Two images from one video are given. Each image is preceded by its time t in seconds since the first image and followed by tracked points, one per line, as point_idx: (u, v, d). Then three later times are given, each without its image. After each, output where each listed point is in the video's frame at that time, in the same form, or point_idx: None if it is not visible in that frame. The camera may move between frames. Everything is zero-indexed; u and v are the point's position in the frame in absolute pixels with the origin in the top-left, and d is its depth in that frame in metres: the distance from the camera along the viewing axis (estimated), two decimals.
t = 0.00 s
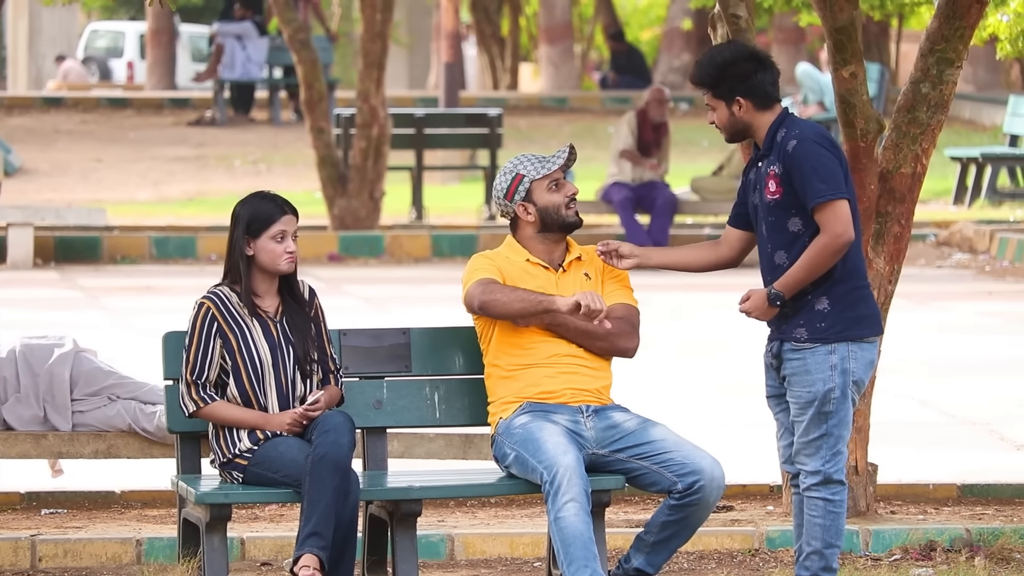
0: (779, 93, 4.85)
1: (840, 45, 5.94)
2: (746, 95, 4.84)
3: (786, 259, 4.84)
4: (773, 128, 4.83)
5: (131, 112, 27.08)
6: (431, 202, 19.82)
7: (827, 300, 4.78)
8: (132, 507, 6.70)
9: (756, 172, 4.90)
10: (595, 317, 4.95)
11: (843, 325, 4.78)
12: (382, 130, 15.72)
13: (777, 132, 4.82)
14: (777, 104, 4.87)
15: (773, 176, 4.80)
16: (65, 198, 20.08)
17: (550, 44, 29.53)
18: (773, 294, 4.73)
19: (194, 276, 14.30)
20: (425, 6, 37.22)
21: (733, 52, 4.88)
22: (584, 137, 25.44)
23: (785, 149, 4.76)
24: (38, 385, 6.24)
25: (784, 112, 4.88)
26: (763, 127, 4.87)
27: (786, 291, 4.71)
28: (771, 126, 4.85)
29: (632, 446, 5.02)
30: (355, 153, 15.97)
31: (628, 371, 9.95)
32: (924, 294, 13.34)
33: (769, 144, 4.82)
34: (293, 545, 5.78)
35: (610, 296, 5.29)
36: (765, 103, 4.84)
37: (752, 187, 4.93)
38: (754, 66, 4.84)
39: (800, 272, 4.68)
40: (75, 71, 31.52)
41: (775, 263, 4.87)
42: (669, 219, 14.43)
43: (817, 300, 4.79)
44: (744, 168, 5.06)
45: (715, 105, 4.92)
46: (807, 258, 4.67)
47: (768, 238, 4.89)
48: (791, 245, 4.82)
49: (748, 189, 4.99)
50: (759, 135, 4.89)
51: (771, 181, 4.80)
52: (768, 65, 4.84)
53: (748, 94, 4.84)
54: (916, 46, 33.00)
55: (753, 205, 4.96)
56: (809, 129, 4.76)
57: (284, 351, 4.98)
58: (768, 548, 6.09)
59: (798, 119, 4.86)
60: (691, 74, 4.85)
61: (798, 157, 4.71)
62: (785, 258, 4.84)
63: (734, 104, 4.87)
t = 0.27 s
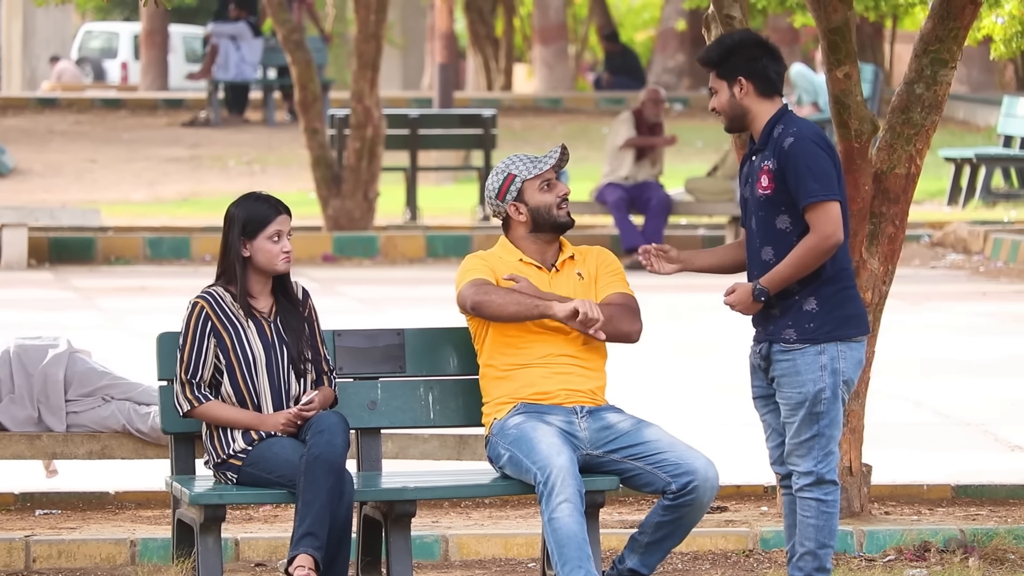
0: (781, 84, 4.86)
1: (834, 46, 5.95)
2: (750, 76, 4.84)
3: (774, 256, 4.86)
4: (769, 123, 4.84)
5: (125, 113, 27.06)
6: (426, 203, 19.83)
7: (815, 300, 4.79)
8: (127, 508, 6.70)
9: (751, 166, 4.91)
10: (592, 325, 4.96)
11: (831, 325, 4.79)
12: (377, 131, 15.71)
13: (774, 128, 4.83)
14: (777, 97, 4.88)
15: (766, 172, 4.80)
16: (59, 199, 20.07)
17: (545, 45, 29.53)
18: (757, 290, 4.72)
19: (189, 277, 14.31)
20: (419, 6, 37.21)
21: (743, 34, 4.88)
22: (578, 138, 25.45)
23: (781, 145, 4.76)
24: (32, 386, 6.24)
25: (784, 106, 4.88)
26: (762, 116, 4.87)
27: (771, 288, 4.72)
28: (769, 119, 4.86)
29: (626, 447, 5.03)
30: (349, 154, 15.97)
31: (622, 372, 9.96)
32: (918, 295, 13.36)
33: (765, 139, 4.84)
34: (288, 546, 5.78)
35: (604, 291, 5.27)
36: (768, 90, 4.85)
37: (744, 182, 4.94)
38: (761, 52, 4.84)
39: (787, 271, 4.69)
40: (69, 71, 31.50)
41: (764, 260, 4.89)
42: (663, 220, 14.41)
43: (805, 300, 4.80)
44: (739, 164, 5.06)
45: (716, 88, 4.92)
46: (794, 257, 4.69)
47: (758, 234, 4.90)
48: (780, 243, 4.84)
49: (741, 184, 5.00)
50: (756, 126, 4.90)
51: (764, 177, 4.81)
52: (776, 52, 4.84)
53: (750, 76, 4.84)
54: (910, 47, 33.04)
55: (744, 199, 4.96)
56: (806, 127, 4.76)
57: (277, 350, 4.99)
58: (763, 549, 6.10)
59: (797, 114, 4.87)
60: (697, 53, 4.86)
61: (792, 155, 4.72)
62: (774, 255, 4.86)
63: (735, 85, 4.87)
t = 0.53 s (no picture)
0: (784, 80, 4.86)
1: (830, 46, 5.95)
2: (754, 69, 4.84)
3: (763, 252, 4.86)
4: (771, 119, 4.84)
5: (121, 113, 27.05)
6: (422, 203, 19.82)
7: (802, 300, 4.80)
8: (123, 508, 6.70)
9: (748, 162, 4.92)
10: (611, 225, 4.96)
11: (819, 325, 4.79)
12: (373, 131, 15.72)
13: (774, 125, 4.83)
14: (780, 93, 4.87)
15: (762, 168, 4.81)
16: (55, 199, 20.06)
17: (541, 45, 29.54)
18: (741, 285, 4.77)
19: (185, 277, 14.30)
20: (415, 6, 37.22)
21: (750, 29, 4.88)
22: (574, 138, 25.45)
23: (778, 143, 4.76)
24: (28, 386, 6.24)
25: (787, 103, 4.88)
26: (765, 111, 4.87)
27: (754, 284, 4.75)
28: (770, 117, 4.85)
29: (622, 446, 5.03)
30: (345, 154, 15.97)
31: (619, 371, 9.97)
32: (915, 295, 13.37)
33: (764, 135, 4.83)
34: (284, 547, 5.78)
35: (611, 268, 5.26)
36: (771, 86, 4.85)
37: (740, 177, 4.95)
38: (766, 47, 4.84)
39: (772, 269, 4.70)
40: (65, 71, 31.49)
41: (753, 255, 4.89)
42: (659, 220, 14.45)
43: (792, 299, 4.81)
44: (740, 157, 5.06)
45: (721, 83, 4.92)
46: (780, 255, 4.69)
47: (750, 230, 4.90)
48: (769, 240, 4.84)
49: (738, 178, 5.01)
50: (756, 122, 4.90)
51: (759, 173, 4.81)
52: (782, 49, 4.84)
53: (755, 70, 4.84)
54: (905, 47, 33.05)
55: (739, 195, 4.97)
56: (805, 127, 4.76)
57: (274, 350, 4.99)
58: (759, 549, 6.10)
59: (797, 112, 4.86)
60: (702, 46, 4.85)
61: (788, 153, 4.72)
62: (762, 251, 4.86)
63: (739, 80, 4.87)
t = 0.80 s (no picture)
0: (784, 81, 4.86)
1: (829, 46, 5.95)
2: (755, 70, 4.83)
3: (761, 252, 4.85)
4: (771, 120, 4.84)
5: (120, 113, 27.04)
6: (420, 204, 19.83)
7: (798, 300, 4.80)
8: (122, 509, 6.70)
9: (748, 162, 4.92)
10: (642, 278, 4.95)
11: (815, 325, 4.79)
12: (372, 131, 15.73)
13: (775, 125, 4.83)
14: (780, 93, 4.87)
15: (760, 168, 4.81)
16: (53, 199, 20.06)
17: (539, 45, 29.54)
18: (737, 284, 4.78)
19: (183, 277, 14.31)
20: (414, 7, 37.22)
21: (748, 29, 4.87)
22: (573, 139, 25.45)
23: (777, 143, 4.77)
24: (28, 387, 6.24)
25: (787, 103, 4.88)
26: (766, 111, 4.87)
27: (750, 284, 4.75)
28: (770, 117, 4.85)
29: (624, 446, 5.03)
30: (344, 154, 15.97)
31: (617, 371, 9.97)
32: (913, 295, 13.38)
33: (765, 135, 4.83)
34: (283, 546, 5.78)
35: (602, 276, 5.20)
36: (773, 85, 4.85)
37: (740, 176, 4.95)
38: (767, 47, 4.83)
39: (769, 268, 4.71)
40: (64, 72, 31.50)
41: (750, 254, 4.88)
42: (658, 219, 14.40)
43: (788, 300, 4.81)
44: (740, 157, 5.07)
45: (721, 84, 4.91)
46: (777, 255, 4.69)
47: (748, 229, 4.89)
48: (767, 239, 4.84)
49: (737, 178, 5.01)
50: (758, 122, 4.90)
51: (758, 173, 4.82)
52: (781, 48, 4.84)
53: (756, 70, 4.83)
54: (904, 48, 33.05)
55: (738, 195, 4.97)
56: (804, 127, 4.76)
57: (272, 350, 4.98)
58: (758, 549, 6.10)
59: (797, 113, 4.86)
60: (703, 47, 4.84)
61: (787, 153, 4.72)
62: (760, 251, 4.85)
63: (741, 80, 4.87)
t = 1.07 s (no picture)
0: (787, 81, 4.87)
1: (830, 46, 5.96)
2: (759, 69, 4.84)
3: (763, 252, 4.85)
4: (775, 119, 4.84)
5: (122, 113, 27.06)
6: (422, 203, 19.83)
7: (801, 299, 4.80)
8: (123, 508, 6.70)
9: (751, 162, 4.92)
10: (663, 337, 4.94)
11: (817, 324, 4.79)
12: (373, 130, 15.73)
13: (778, 125, 4.83)
14: (784, 92, 4.88)
15: (764, 167, 4.81)
16: (55, 198, 20.07)
17: (541, 45, 29.54)
18: (740, 284, 4.77)
19: (185, 276, 14.31)
20: (415, 6, 37.22)
21: (750, 29, 4.89)
22: (574, 138, 25.45)
23: (781, 143, 4.77)
24: (29, 386, 6.24)
25: (790, 103, 4.88)
26: (770, 110, 4.87)
27: (753, 283, 4.75)
28: (774, 116, 4.86)
29: (624, 446, 5.03)
30: (345, 153, 15.97)
31: (619, 370, 9.98)
32: (914, 294, 13.38)
33: (768, 135, 4.83)
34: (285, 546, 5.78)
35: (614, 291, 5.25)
36: (778, 84, 4.85)
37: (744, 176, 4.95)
38: (771, 47, 4.84)
39: (772, 268, 4.70)
40: (65, 71, 31.51)
41: (753, 254, 4.89)
42: (660, 219, 14.42)
43: (790, 299, 4.80)
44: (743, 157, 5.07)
45: (725, 83, 4.90)
46: (779, 254, 4.70)
47: (751, 230, 4.89)
48: (770, 238, 4.84)
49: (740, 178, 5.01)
50: (762, 122, 4.90)
51: (762, 172, 4.82)
52: (785, 47, 4.85)
53: (762, 69, 4.83)
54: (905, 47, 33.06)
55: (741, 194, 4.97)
56: (807, 126, 4.76)
57: (275, 349, 4.99)
58: (760, 548, 6.10)
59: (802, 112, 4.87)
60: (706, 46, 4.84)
61: (791, 153, 4.72)
62: (763, 251, 4.85)
63: (746, 80, 4.87)
